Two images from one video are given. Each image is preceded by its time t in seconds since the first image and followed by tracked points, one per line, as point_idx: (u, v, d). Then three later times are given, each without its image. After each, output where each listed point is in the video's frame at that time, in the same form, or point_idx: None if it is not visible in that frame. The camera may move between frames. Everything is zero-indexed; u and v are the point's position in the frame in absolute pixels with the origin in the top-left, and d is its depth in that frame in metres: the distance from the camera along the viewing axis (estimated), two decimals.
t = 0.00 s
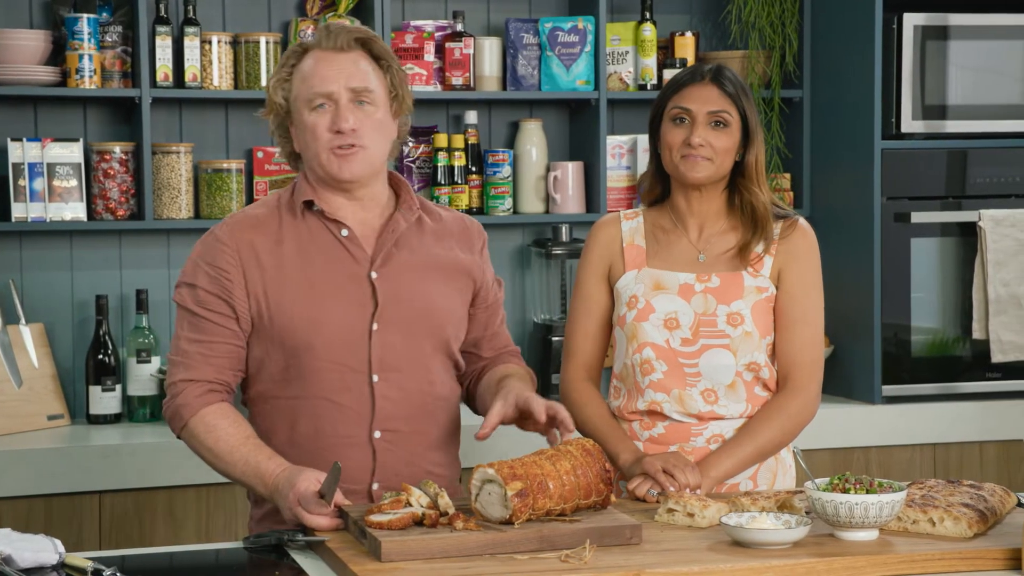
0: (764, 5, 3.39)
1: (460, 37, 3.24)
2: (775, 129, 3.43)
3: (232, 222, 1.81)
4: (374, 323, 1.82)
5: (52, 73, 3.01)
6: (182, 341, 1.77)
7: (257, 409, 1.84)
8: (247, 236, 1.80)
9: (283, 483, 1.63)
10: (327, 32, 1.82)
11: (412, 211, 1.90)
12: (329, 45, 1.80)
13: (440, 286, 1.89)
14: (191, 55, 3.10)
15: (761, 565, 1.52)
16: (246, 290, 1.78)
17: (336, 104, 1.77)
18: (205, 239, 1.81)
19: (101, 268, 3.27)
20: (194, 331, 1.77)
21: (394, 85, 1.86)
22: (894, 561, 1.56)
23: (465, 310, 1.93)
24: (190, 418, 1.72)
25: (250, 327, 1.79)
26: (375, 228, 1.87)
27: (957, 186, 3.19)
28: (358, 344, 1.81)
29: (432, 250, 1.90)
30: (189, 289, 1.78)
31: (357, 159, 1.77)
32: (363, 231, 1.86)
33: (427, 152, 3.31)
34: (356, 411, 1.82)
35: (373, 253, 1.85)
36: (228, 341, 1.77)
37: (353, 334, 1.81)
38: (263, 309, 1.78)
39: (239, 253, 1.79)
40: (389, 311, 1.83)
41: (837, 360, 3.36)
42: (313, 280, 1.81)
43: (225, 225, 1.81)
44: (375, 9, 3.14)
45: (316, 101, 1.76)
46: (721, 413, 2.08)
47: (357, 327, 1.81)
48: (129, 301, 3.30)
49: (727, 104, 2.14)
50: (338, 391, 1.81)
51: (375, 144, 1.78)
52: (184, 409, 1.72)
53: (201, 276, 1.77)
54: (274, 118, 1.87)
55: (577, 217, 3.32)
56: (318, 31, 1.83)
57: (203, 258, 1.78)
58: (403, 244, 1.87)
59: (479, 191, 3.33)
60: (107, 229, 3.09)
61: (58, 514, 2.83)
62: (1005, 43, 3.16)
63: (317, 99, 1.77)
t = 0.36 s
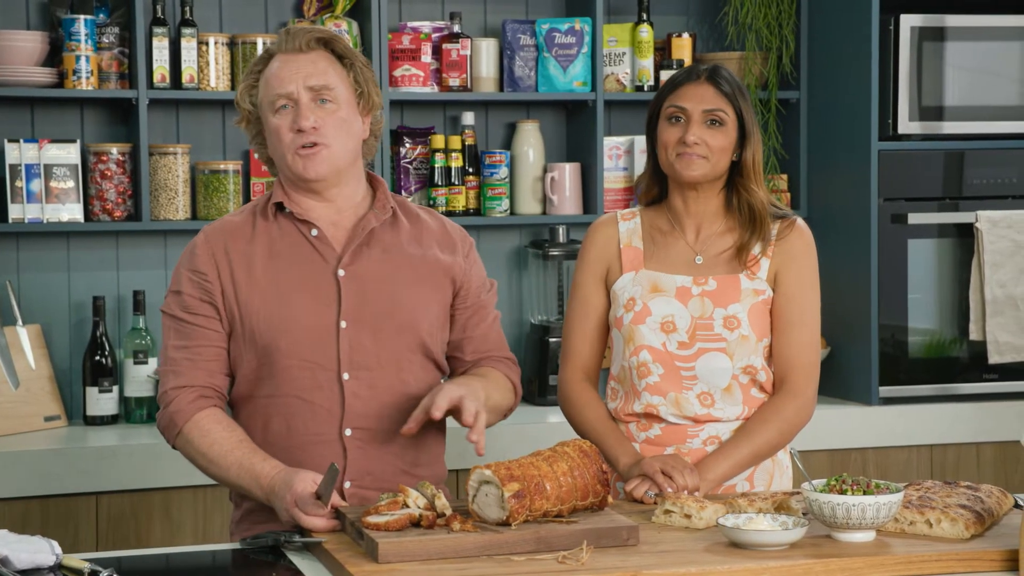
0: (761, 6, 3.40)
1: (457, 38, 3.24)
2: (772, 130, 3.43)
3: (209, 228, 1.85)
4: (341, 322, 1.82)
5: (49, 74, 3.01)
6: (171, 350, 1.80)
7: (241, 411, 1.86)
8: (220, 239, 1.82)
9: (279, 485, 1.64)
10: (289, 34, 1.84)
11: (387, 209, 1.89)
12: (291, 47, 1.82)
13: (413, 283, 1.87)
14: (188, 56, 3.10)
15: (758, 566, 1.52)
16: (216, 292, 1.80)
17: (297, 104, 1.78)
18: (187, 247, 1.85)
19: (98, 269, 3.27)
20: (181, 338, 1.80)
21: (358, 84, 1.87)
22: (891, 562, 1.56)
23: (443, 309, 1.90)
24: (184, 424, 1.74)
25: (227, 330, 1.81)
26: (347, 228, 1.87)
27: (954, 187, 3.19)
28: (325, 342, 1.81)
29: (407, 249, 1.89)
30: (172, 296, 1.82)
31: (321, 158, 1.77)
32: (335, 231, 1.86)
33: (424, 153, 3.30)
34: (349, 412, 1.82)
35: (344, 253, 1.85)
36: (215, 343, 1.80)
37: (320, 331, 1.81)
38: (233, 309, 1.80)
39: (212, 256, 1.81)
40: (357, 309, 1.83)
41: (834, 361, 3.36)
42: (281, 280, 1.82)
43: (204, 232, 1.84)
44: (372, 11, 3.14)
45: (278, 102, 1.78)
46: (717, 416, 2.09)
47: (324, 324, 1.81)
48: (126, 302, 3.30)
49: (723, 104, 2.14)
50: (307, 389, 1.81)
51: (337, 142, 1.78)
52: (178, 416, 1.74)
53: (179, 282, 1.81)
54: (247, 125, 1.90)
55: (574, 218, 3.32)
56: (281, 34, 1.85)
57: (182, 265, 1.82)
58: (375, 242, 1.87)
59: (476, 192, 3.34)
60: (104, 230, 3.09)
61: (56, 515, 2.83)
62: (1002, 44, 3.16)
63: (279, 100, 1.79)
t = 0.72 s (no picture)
0: (761, 8, 3.40)
1: (457, 40, 3.25)
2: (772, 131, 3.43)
3: (200, 234, 1.85)
4: (334, 324, 1.82)
5: (49, 76, 3.01)
6: (165, 357, 1.80)
7: (236, 415, 1.86)
8: (211, 244, 1.83)
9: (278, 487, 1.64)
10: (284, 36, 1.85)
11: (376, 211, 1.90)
12: (285, 49, 1.82)
13: (404, 283, 1.88)
14: (188, 57, 3.10)
15: (757, 567, 1.52)
16: (208, 297, 1.80)
17: (292, 107, 1.78)
18: (180, 253, 1.86)
19: (97, 271, 3.27)
20: (175, 345, 1.80)
21: (350, 88, 1.88)
22: (891, 564, 1.55)
23: (435, 309, 1.90)
24: (179, 430, 1.74)
25: (222, 334, 1.82)
26: (338, 231, 1.88)
27: (953, 189, 3.20)
28: (319, 345, 1.82)
29: (397, 251, 1.89)
30: (165, 301, 1.82)
31: (317, 162, 1.78)
32: (326, 235, 1.87)
33: (423, 155, 3.30)
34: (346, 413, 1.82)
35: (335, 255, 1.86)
36: (208, 348, 1.80)
37: (312, 333, 1.81)
38: (226, 313, 1.81)
39: (204, 261, 1.82)
40: (350, 311, 1.84)
41: (833, 363, 3.36)
42: (272, 283, 1.82)
43: (195, 237, 1.85)
44: (372, 13, 3.14)
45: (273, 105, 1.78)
46: (713, 417, 2.09)
47: (316, 326, 1.82)
48: (126, 303, 3.30)
49: (688, 119, 2.08)
50: (300, 390, 1.81)
51: (332, 145, 1.79)
52: (174, 421, 1.75)
53: (171, 288, 1.82)
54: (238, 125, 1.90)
55: (574, 220, 3.32)
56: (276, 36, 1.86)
57: (174, 270, 1.83)
58: (366, 244, 1.88)
59: (476, 194, 3.34)
60: (104, 231, 3.09)
61: (56, 517, 2.83)
62: (1002, 46, 3.16)
63: (273, 103, 1.79)
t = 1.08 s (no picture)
0: (761, 8, 3.39)
1: (457, 41, 3.25)
2: (773, 131, 3.42)
3: (201, 239, 1.83)
4: (345, 328, 1.83)
5: (49, 76, 3.01)
6: (163, 361, 1.79)
7: (240, 421, 1.87)
8: (217, 251, 1.82)
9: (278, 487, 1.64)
10: (362, 57, 1.79)
11: (386, 218, 1.92)
12: (366, 74, 1.78)
13: (413, 289, 1.90)
14: (188, 58, 3.10)
15: (757, 568, 1.52)
16: (216, 304, 1.80)
17: (371, 139, 1.77)
18: (178, 258, 1.84)
19: (98, 272, 3.27)
20: (174, 349, 1.79)
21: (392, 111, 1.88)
22: (891, 565, 1.55)
23: (442, 314, 1.94)
24: (178, 434, 1.73)
25: (225, 339, 1.81)
26: (345, 237, 1.88)
27: (953, 190, 3.20)
28: (330, 350, 1.83)
29: (405, 257, 1.91)
30: (166, 306, 1.81)
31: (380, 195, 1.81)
32: (334, 240, 1.87)
33: (424, 156, 3.29)
34: (354, 416, 1.84)
35: (344, 262, 1.86)
36: (210, 355, 1.79)
37: (323, 339, 1.83)
38: (235, 318, 1.80)
39: (210, 268, 1.81)
40: (361, 316, 1.85)
41: (833, 364, 3.36)
42: (282, 290, 1.82)
43: (195, 242, 1.83)
44: (373, 14, 3.14)
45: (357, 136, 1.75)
46: (715, 417, 2.10)
47: (327, 332, 1.83)
48: (126, 304, 3.30)
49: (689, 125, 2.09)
50: (306, 398, 1.82)
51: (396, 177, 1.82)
52: (172, 426, 1.74)
53: (173, 295, 1.80)
54: (277, 126, 1.81)
55: (574, 221, 3.32)
56: (349, 53, 1.80)
57: (176, 276, 1.81)
58: (375, 250, 1.89)
59: (476, 195, 3.34)
60: (104, 232, 3.09)
61: (56, 518, 2.84)
62: (1002, 47, 3.16)
63: (353, 131, 1.77)
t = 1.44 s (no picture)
0: (761, 9, 3.39)
1: (456, 41, 3.26)
2: (772, 131, 3.42)
3: (244, 227, 1.83)
4: (383, 337, 1.85)
5: (48, 77, 3.01)
6: (188, 344, 1.77)
7: (263, 419, 1.87)
8: (260, 243, 1.82)
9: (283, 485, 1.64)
10: (430, 64, 1.81)
11: (424, 227, 1.94)
12: (433, 80, 1.79)
13: (447, 302, 1.92)
14: (187, 59, 3.09)
15: (756, 568, 1.52)
16: (258, 297, 1.80)
17: (427, 143, 1.78)
18: (213, 241, 1.83)
19: (97, 272, 3.27)
20: (199, 334, 1.77)
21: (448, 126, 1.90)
22: (890, 565, 1.55)
23: (469, 328, 1.96)
24: (190, 420, 1.73)
25: (257, 333, 1.81)
26: (388, 242, 1.90)
27: (952, 191, 3.20)
28: (367, 357, 1.84)
29: (441, 267, 1.93)
30: (202, 290, 1.78)
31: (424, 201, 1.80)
32: (376, 245, 1.88)
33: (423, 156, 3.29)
34: (390, 423, 1.86)
35: (384, 267, 1.88)
36: (234, 345, 1.78)
37: (361, 345, 1.84)
38: (273, 314, 1.80)
39: (253, 261, 1.80)
40: (398, 325, 1.87)
41: (832, 364, 3.36)
42: (324, 291, 1.83)
43: (236, 229, 1.82)
44: (372, 14, 3.14)
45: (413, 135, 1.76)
46: (715, 416, 2.10)
47: (363, 337, 1.84)
48: (125, 304, 3.30)
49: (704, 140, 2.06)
50: (343, 402, 1.83)
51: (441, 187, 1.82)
52: (184, 411, 1.73)
53: (210, 280, 1.78)
54: (337, 114, 1.81)
55: (574, 221, 3.32)
56: (419, 57, 1.81)
57: (216, 261, 1.80)
58: (414, 258, 1.90)
59: (476, 195, 3.33)
60: (103, 233, 3.09)
61: (55, 518, 2.83)
62: (1002, 48, 3.16)
63: (411, 132, 1.77)
